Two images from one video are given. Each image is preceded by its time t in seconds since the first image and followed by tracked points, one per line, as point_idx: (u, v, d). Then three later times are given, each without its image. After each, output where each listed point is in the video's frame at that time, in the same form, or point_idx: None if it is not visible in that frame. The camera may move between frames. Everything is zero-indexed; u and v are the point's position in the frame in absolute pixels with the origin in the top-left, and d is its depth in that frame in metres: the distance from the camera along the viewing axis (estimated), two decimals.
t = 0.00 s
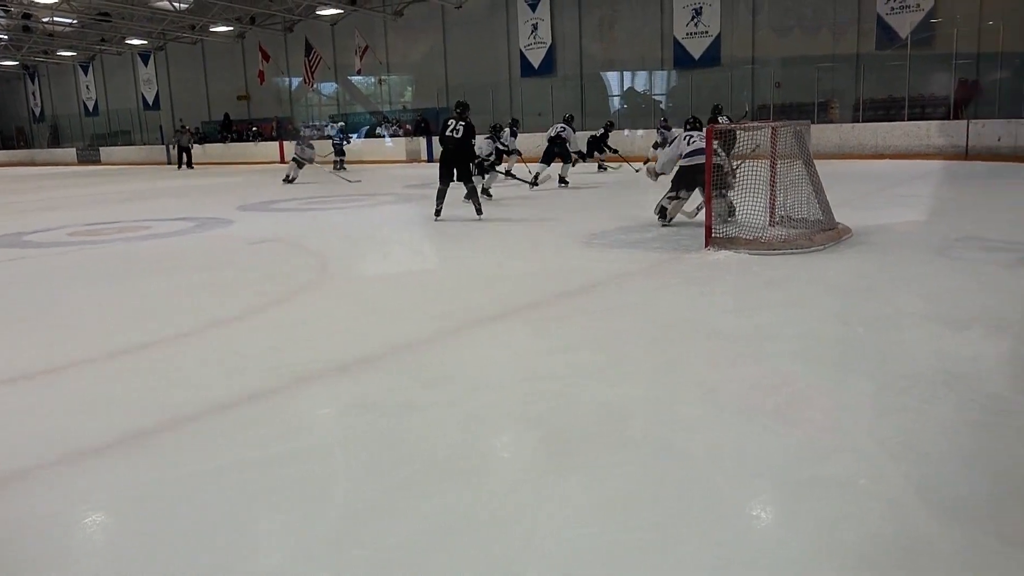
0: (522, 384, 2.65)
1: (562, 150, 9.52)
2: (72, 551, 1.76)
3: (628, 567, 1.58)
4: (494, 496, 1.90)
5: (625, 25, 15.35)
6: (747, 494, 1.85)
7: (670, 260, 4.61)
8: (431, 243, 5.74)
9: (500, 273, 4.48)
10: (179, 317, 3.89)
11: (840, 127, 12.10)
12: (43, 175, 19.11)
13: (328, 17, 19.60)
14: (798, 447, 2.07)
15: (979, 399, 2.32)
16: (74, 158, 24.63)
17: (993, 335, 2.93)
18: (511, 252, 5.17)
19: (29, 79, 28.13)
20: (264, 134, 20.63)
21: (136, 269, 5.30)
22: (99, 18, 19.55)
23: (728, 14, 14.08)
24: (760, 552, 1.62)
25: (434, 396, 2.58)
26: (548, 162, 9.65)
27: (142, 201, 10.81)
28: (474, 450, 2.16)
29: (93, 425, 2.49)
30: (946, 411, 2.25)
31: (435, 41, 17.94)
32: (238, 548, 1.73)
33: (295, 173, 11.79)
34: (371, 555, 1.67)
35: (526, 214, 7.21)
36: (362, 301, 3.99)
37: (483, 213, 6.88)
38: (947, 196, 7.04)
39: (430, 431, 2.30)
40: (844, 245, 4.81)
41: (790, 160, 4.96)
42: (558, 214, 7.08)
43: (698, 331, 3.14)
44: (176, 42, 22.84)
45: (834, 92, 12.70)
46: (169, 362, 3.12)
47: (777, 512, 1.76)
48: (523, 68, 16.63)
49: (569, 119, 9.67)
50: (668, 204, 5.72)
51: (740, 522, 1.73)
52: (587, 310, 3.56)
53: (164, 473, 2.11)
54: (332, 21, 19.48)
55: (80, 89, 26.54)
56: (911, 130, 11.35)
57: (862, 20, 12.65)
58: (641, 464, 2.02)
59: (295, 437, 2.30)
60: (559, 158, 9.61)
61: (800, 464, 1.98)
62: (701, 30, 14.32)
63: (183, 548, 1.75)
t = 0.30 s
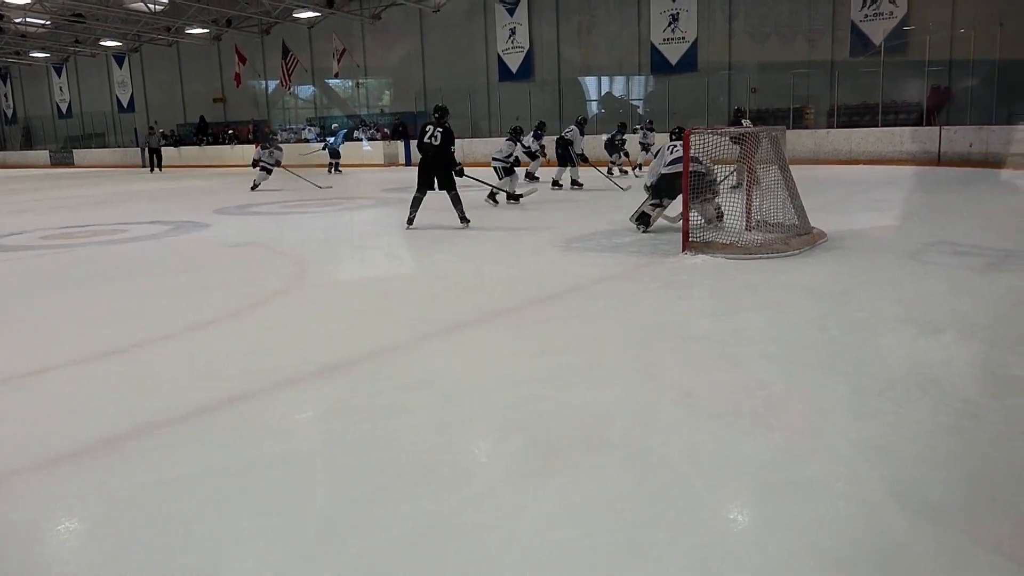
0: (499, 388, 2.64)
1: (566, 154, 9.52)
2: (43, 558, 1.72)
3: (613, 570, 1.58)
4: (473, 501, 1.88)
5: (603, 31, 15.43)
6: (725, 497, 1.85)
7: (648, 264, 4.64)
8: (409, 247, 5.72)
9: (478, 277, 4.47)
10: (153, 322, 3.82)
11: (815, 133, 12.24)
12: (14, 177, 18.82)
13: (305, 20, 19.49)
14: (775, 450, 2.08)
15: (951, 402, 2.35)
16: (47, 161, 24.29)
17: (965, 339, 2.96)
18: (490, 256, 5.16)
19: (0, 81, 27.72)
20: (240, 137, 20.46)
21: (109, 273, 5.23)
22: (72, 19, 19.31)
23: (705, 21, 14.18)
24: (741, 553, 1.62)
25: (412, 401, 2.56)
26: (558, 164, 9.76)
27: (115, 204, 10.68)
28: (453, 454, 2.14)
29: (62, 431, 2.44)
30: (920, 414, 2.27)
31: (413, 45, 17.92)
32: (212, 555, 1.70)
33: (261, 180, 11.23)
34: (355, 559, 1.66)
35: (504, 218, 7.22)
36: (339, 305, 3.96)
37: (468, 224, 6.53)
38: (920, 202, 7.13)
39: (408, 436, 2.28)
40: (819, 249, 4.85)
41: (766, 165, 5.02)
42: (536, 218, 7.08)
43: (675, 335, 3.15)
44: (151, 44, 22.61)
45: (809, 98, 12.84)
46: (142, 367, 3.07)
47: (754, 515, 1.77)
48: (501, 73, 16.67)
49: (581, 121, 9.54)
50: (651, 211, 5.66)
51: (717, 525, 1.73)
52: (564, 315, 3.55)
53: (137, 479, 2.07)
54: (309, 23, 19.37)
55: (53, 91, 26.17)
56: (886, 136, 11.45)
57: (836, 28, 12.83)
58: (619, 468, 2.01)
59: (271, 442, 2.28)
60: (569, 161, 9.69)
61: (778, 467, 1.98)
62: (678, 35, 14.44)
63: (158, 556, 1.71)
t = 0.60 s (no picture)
0: (481, 393, 2.63)
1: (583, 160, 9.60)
2: (20, 565, 1.69)
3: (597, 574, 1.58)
4: (456, 505, 1.87)
5: (586, 36, 15.49)
6: (706, 501, 1.85)
7: (631, 268, 4.64)
8: (391, 250, 5.70)
9: (461, 281, 4.46)
10: (132, 326, 3.77)
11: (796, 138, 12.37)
12: None
13: (288, 22, 19.43)
14: (756, 454, 2.09)
15: (930, 406, 2.37)
16: (26, 162, 24.03)
17: (945, 343, 2.99)
18: (472, 260, 5.15)
19: None
20: (222, 140, 20.34)
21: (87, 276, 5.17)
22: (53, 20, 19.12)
23: (688, 26, 14.26)
24: (724, 557, 1.62)
25: (396, 404, 2.55)
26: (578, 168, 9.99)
27: (94, 206, 10.57)
28: (435, 459, 2.13)
29: (38, 436, 2.40)
30: (900, 419, 2.28)
31: (397, 48, 17.89)
32: (193, 560, 1.68)
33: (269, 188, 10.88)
34: (337, 564, 1.64)
35: (486, 222, 7.22)
36: (322, 309, 3.94)
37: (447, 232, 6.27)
38: (900, 208, 7.20)
39: (389, 440, 2.26)
40: (801, 254, 4.88)
41: (747, 171, 5.06)
42: (520, 222, 7.09)
43: (658, 340, 3.15)
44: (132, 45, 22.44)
45: (790, 104, 12.98)
46: (121, 371, 3.03)
47: (737, 519, 1.77)
48: (485, 77, 16.70)
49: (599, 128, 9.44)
50: (647, 217, 5.50)
51: (699, 528, 1.74)
52: (547, 319, 3.55)
53: (115, 484, 2.05)
54: (293, 26, 19.30)
55: (32, 92, 25.91)
56: (866, 142, 11.59)
57: (817, 34, 12.96)
58: (602, 474, 2.01)
59: (251, 446, 2.25)
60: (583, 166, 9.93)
61: (760, 471, 1.99)
62: (661, 41, 14.51)
63: (137, 561, 1.68)
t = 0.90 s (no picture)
0: (466, 396, 2.62)
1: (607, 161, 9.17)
2: None
3: None
4: (439, 509, 1.86)
5: (570, 40, 15.53)
6: (690, 504, 1.86)
7: (615, 272, 4.66)
8: (376, 254, 5.68)
9: (445, 285, 4.45)
10: (113, 329, 3.73)
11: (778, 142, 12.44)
12: None
13: (272, 25, 19.37)
14: (739, 457, 2.10)
15: (912, 410, 2.38)
16: (5, 164, 23.75)
17: (925, 347, 3.02)
18: (456, 264, 5.14)
19: None
20: (204, 142, 20.21)
21: (68, 279, 5.12)
22: (33, 21, 18.93)
23: (671, 31, 14.33)
24: (709, 560, 1.63)
25: (379, 408, 2.53)
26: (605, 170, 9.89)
27: (75, 208, 10.46)
28: (421, 462, 2.12)
29: (14, 440, 2.36)
30: (882, 422, 2.30)
31: (381, 51, 17.85)
32: (177, 565, 1.67)
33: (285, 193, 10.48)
34: (320, 569, 1.63)
35: (471, 225, 7.21)
36: (305, 313, 3.91)
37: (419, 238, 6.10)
38: (881, 212, 7.27)
39: (374, 444, 2.25)
40: (783, 259, 4.92)
41: (730, 174, 5.06)
42: (504, 225, 7.09)
43: (642, 343, 3.16)
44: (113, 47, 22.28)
45: (772, 109, 13.09)
46: (100, 375, 2.99)
47: (720, 521, 1.77)
48: (469, 81, 16.71)
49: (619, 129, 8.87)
50: (639, 221, 5.54)
51: (683, 531, 1.74)
52: (532, 322, 3.55)
53: (93, 489, 2.02)
54: (276, 29, 19.24)
55: (12, 93, 25.64)
56: (847, 147, 11.68)
57: (799, 40, 13.05)
58: (587, 477, 2.00)
59: (234, 449, 2.23)
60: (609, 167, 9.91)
61: (744, 474, 2.00)
62: (644, 45, 14.59)
63: (116, 567, 1.66)
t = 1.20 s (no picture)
0: (452, 400, 2.61)
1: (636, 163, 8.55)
2: None
3: None
4: (425, 514, 1.85)
5: (557, 44, 15.57)
6: (676, 506, 1.86)
7: (602, 275, 4.67)
8: (362, 256, 5.66)
9: (433, 288, 4.44)
10: (96, 332, 3.70)
11: (764, 146, 12.51)
12: None
13: (258, 27, 19.32)
14: (724, 460, 2.10)
15: (895, 413, 2.40)
16: None
17: (910, 350, 3.03)
18: (443, 267, 5.13)
19: None
20: (190, 144, 20.10)
21: (51, 281, 5.07)
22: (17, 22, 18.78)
23: (658, 35, 14.39)
24: (695, 563, 1.63)
25: (365, 412, 2.52)
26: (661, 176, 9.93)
27: (58, 210, 10.37)
28: (406, 466, 2.11)
29: None
30: (866, 424, 2.31)
31: (369, 54, 17.82)
32: (159, 571, 1.65)
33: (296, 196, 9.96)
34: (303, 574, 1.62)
35: (458, 228, 7.20)
36: (291, 316, 3.89)
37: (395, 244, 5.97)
38: (866, 216, 7.31)
39: (359, 448, 2.24)
40: (769, 262, 4.94)
41: (717, 178, 5.08)
42: (491, 228, 7.08)
43: (629, 346, 3.17)
44: (98, 48, 22.13)
45: (759, 113, 13.19)
46: (83, 379, 2.96)
47: (706, 525, 1.77)
48: (456, 84, 16.71)
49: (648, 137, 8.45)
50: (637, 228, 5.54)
51: (668, 534, 1.74)
52: (519, 326, 3.54)
53: (77, 493, 2.00)
54: (263, 31, 19.19)
55: None
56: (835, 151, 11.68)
57: (784, 44, 13.13)
58: (574, 480, 2.00)
59: (219, 454, 2.22)
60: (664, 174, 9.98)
61: (730, 477, 2.00)
62: (631, 49, 14.63)
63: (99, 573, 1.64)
